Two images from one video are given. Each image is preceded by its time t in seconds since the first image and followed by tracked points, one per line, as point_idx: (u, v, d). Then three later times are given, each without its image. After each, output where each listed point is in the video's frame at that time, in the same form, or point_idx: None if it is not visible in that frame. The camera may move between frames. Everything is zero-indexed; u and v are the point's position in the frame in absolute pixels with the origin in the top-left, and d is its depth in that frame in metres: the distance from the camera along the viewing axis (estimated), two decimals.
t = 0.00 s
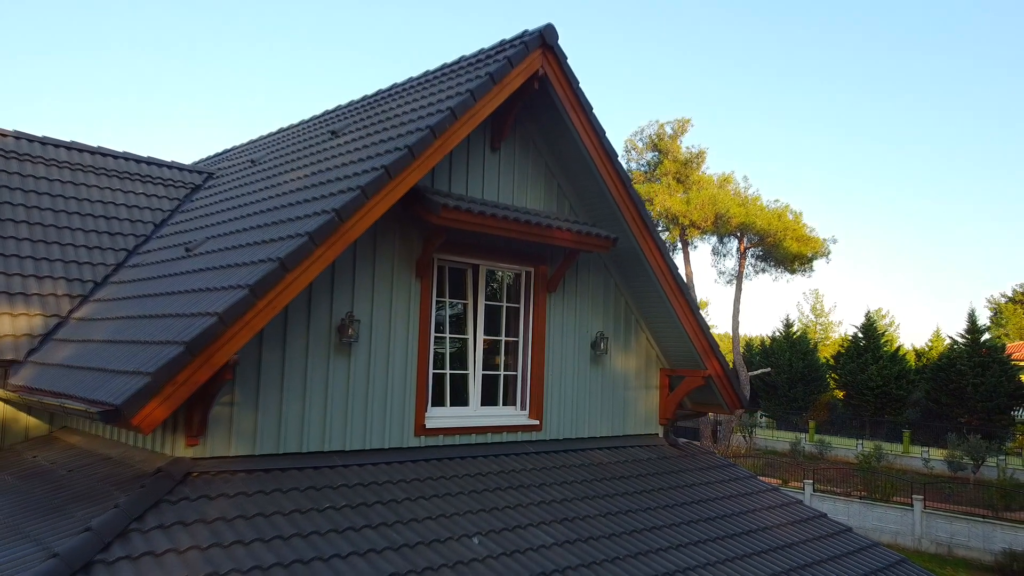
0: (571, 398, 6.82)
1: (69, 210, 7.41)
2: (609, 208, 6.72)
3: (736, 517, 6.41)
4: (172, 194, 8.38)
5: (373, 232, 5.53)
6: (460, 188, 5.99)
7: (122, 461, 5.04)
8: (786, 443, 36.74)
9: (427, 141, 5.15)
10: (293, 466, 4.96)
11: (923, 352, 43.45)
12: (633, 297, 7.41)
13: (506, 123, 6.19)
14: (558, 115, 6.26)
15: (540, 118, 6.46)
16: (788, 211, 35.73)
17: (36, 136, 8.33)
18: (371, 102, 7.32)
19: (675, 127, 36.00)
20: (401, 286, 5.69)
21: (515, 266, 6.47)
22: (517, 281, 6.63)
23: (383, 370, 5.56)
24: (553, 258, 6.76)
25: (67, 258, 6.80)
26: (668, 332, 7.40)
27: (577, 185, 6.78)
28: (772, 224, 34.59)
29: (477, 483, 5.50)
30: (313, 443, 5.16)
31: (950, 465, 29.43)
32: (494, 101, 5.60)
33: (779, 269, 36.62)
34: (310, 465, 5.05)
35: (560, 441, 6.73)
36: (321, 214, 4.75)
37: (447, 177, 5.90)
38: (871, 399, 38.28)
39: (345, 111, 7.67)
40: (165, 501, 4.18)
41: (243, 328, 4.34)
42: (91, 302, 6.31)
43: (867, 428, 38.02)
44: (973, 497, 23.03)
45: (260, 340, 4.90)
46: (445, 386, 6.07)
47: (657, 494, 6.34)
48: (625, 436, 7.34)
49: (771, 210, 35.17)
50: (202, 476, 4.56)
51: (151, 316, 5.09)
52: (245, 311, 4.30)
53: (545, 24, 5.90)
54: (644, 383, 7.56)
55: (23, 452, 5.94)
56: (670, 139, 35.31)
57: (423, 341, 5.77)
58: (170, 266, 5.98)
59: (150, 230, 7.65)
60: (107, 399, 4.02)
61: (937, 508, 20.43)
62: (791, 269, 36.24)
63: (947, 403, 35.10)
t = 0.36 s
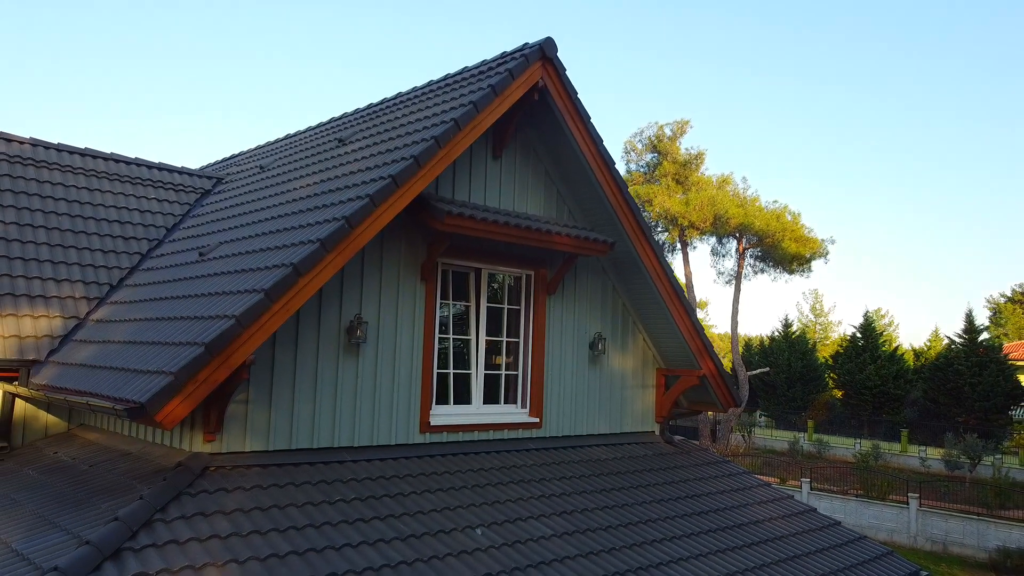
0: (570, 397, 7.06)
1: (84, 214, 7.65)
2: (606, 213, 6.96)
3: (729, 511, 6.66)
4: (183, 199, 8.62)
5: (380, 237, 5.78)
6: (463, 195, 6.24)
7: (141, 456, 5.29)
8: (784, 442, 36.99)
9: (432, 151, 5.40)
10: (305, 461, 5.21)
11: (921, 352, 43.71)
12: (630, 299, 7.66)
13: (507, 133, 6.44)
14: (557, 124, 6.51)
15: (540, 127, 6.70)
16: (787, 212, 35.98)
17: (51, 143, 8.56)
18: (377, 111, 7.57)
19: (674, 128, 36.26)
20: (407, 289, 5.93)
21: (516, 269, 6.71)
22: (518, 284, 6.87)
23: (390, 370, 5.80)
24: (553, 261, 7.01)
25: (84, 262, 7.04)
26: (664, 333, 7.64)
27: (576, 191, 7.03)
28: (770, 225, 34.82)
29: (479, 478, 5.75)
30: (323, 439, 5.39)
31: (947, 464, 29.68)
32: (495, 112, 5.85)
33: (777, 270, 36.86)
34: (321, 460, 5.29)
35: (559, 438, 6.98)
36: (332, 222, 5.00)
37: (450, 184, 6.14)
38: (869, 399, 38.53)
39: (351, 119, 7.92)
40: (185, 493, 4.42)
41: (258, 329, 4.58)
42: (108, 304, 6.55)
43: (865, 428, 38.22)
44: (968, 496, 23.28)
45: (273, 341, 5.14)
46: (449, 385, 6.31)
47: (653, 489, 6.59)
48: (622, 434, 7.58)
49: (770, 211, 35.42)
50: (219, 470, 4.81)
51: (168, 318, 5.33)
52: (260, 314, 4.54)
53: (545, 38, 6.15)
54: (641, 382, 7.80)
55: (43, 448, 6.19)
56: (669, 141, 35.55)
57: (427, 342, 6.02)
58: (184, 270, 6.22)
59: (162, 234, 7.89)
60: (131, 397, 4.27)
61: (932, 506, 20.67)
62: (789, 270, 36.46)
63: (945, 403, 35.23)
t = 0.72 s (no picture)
0: (568, 396, 7.31)
1: (97, 220, 7.89)
2: (603, 219, 7.21)
3: (721, 505, 6.91)
4: (192, 204, 8.86)
5: (386, 243, 6.02)
6: (465, 201, 6.49)
7: (158, 452, 5.53)
8: (783, 442, 37.20)
9: (435, 160, 5.64)
10: (315, 457, 5.45)
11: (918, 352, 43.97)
12: (626, 301, 7.91)
13: (507, 141, 6.68)
14: (556, 133, 6.76)
15: (539, 136, 6.95)
16: (785, 213, 36.21)
17: (64, 150, 8.81)
18: (381, 119, 7.82)
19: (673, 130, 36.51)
20: (411, 292, 6.18)
21: (517, 272, 6.95)
22: (518, 287, 7.12)
23: (395, 370, 6.05)
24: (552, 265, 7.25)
25: (98, 265, 7.29)
26: (659, 334, 7.89)
27: (573, 197, 7.28)
28: (768, 226, 35.08)
29: (481, 474, 6.00)
30: (331, 435, 5.64)
31: (944, 463, 29.92)
32: (496, 122, 6.09)
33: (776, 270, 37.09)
34: (330, 456, 5.54)
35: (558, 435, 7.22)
36: (341, 228, 5.24)
37: (452, 191, 6.39)
38: (866, 399, 38.77)
39: (356, 126, 8.16)
40: (203, 487, 4.66)
41: (271, 331, 4.83)
42: (123, 307, 6.79)
43: (862, 427, 38.44)
44: (965, 494, 23.51)
45: (284, 342, 5.38)
46: (451, 384, 6.56)
47: (648, 485, 6.85)
48: (618, 431, 7.83)
49: (768, 212, 35.66)
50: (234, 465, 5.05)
51: (184, 321, 5.57)
52: (273, 316, 4.79)
53: (544, 51, 6.39)
54: (637, 381, 8.05)
55: (61, 445, 6.43)
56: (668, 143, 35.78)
57: (431, 343, 6.27)
58: (197, 274, 6.46)
59: (173, 238, 8.13)
60: (153, 395, 4.52)
61: (928, 504, 20.90)
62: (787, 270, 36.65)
63: (942, 403, 35.51)
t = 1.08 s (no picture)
0: (566, 395, 7.56)
1: (111, 224, 8.15)
2: (600, 224, 7.46)
3: (713, 501, 7.17)
4: (201, 209, 9.11)
5: (391, 248, 6.27)
6: (467, 208, 6.73)
7: (174, 449, 5.78)
8: (781, 441, 37.43)
9: (439, 169, 5.89)
10: (324, 453, 5.70)
11: (916, 352, 44.22)
12: (623, 303, 8.16)
13: (508, 150, 6.93)
14: (555, 142, 7.01)
15: (538, 144, 7.20)
16: (783, 214, 36.44)
17: (78, 157, 9.06)
18: (385, 127, 8.07)
19: (671, 132, 36.75)
20: (416, 295, 6.43)
21: (517, 276, 7.20)
22: (518, 290, 7.37)
23: (400, 370, 6.30)
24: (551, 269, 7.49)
25: (113, 269, 7.54)
26: (654, 335, 8.14)
27: (572, 203, 7.53)
28: (766, 227, 35.33)
29: (483, 470, 6.25)
30: (339, 433, 5.89)
31: (941, 462, 30.14)
32: (497, 132, 6.34)
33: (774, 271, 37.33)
34: (338, 453, 5.79)
35: (556, 433, 7.47)
36: (349, 235, 5.49)
37: (455, 198, 6.64)
38: (865, 398, 38.99)
39: (361, 134, 8.42)
40: (219, 481, 4.91)
41: (284, 334, 5.07)
42: (137, 309, 7.05)
43: (860, 426, 38.63)
44: (960, 493, 23.73)
45: (295, 344, 5.62)
46: (454, 384, 6.81)
47: (643, 481, 7.11)
48: (615, 429, 8.08)
49: (766, 213, 35.90)
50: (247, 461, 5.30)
51: (199, 323, 5.82)
52: (285, 320, 5.04)
53: (543, 63, 6.64)
54: (634, 381, 8.30)
55: (79, 443, 6.68)
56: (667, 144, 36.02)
57: (434, 344, 6.52)
58: (210, 278, 6.71)
59: (184, 242, 8.38)
60: (172, 394, 4.76)
61: (923, 503, 21.12)
62: (785, 271, 36.86)
63: (939, 403, 35.75)
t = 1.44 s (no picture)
0: (565, 394, 7.81)
1: (123, 229, 8.39)
2: (597, 228, 7.70)
3: (707, 496, 7.43)
4: (210, 213, 9.36)
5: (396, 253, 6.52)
6: (469, 213, 6.98)
7: (188, 446, 6.03)
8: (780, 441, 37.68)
9: (442, 177, 6.14)
10: (332, 450, 5.95)
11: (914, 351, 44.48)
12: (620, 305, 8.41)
13: (508, 157, 7.18)
14: (553, 150, 7.25)
15: (537, 152, 7.44)
16: (781, 215, 36.71)
17: (90, 163, 9.31)
18: (389, 135, 8.32)
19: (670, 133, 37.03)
20: (420, 298, 6.68)
21: (517, 279, 7.44)
22: (518, 293, 7.61)
23: (404, 369, 6.54)
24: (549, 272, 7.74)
25: (126, 272, 7.79)
26: (650, 336, 8.39)
27: (570, 208, 7.78)
28: (765, 228, 35.58)
29: (484, 466, 6.50)
30: (347, 431, 6.13)
31: (938, 461, 30.37)
32: (498, 141, 6.58)
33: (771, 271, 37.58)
34: (346, 450, 6.04)
35: (555, 431, 7.72)
36: (356, 242, 5.73)
37: (457, 204, 6.88)
38: (862, 398, 39.22)
39: (366, 141, 8.67)
40: (234, 476, 5.16)
41: (295, 335, 5.32)
42: (150, 311, 7.29)
43: (858, 426, 38.90)
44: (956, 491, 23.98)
45: (304, 345, 5.86)
46: (456, 383, 7.06)
47: (639, 477, 7.36)
48: (612, 428, 8.33)
49: (764, 214, 36.15)
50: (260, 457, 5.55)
51: (212, 325, 6.07)
52: (296, 322, 5.28)
53: (541, 74, 6.88)
54: (630, 380, 8.56)
55: (95, 440, 6.92)
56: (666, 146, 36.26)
57: (437, 345, 6.77)
58: (221, 281, 6.96)
59: (193, 246, 8.62)
60: (190, 393, 5.01)
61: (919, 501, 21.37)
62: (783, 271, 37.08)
63: (936, 402, 36.00)
